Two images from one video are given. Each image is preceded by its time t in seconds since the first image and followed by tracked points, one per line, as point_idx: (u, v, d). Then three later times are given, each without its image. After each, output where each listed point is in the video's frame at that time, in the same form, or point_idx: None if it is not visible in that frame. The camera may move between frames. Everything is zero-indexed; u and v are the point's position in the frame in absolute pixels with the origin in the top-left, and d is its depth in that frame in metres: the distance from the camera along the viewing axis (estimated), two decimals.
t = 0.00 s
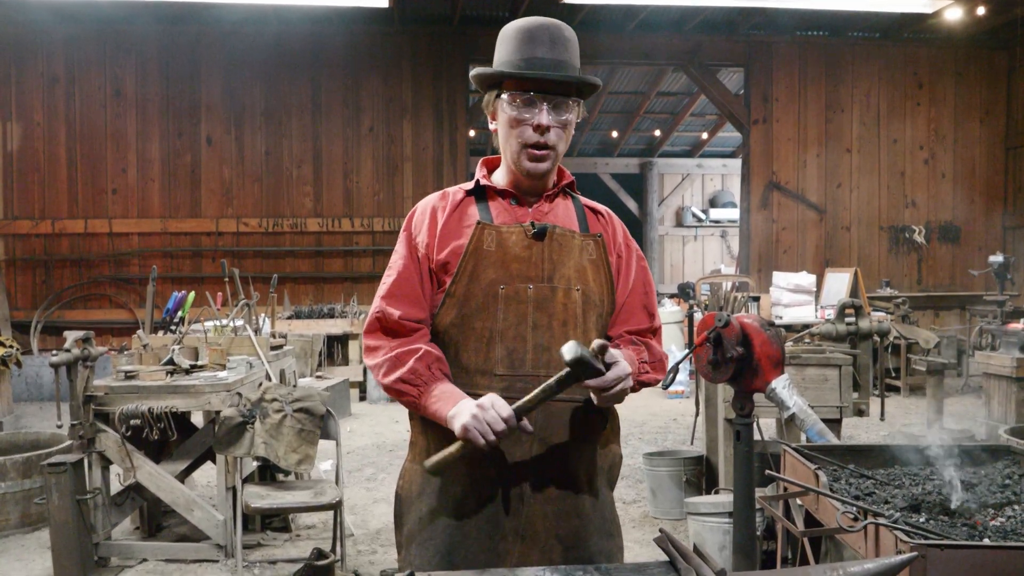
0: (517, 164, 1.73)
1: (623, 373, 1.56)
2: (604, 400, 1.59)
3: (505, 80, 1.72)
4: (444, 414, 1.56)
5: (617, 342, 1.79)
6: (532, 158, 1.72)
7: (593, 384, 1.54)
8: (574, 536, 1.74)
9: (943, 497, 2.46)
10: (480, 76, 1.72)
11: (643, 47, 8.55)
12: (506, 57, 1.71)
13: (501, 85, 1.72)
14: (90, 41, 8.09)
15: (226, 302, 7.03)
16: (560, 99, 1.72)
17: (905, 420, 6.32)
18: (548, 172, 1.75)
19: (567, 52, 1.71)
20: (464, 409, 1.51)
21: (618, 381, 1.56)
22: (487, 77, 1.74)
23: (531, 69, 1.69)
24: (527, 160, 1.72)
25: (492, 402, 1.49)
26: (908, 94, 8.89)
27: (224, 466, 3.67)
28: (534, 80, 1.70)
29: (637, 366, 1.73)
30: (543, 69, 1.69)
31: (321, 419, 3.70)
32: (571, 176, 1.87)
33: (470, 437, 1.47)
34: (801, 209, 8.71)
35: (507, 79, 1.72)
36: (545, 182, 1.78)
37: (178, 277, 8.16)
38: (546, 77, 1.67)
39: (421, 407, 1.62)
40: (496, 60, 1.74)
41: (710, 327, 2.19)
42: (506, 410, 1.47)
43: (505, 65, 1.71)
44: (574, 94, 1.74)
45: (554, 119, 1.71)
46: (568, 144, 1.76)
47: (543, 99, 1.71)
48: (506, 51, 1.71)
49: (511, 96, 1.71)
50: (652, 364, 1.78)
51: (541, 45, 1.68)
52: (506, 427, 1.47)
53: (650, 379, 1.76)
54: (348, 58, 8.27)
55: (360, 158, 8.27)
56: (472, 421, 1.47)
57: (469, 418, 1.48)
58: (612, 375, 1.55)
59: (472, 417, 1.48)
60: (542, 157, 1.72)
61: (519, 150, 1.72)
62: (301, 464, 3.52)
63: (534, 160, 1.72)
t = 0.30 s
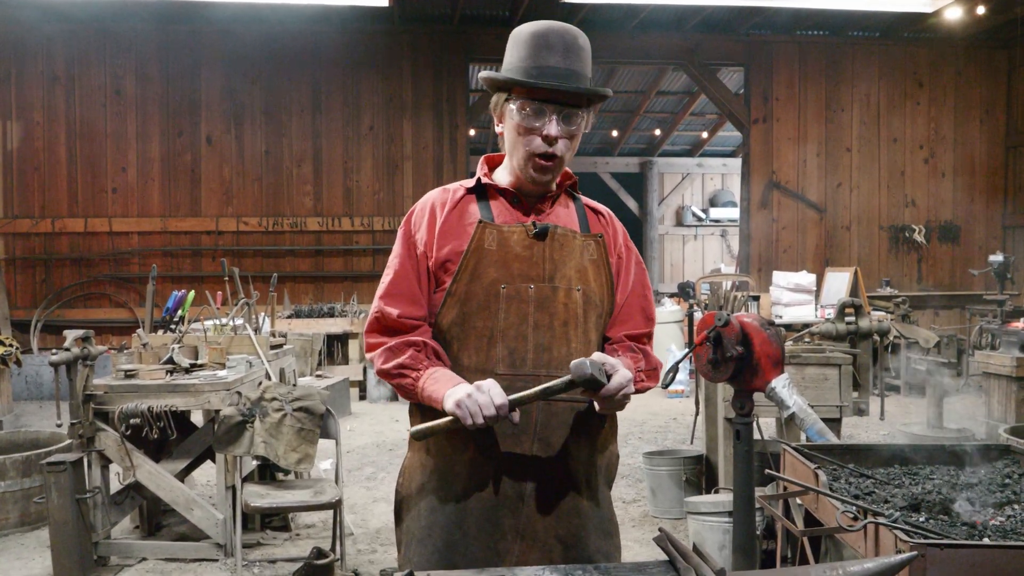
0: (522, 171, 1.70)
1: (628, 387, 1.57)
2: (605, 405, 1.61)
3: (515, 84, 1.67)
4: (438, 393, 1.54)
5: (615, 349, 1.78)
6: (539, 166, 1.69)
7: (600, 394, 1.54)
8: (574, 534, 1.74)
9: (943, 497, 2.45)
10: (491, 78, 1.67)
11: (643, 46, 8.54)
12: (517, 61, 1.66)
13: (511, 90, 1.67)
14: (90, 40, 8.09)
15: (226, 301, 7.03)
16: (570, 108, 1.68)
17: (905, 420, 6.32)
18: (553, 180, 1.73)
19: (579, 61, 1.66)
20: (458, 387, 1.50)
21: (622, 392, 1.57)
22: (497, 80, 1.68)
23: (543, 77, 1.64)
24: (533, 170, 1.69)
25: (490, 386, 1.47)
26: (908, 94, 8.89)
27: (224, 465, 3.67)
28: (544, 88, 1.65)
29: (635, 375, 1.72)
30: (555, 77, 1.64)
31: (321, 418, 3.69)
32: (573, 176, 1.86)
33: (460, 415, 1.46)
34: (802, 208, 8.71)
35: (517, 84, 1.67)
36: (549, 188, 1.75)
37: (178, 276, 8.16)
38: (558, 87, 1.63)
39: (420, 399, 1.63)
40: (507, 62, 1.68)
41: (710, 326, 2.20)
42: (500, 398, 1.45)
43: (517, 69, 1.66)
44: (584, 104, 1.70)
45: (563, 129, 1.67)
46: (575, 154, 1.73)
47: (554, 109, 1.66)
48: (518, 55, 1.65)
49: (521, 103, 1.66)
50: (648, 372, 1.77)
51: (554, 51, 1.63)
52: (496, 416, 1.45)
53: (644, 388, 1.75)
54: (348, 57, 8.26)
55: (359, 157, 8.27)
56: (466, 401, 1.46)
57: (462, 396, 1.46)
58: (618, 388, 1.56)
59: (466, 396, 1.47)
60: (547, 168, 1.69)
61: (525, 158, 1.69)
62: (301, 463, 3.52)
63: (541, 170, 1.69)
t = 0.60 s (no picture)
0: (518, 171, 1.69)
1: (621, 392, 1.57)
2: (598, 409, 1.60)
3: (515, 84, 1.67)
4: (428, 394, 1.54)
5: (612, 350, 1.78)
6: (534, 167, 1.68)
7: (593, 400, 1.54)
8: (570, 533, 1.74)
9: (942, 496, 2.45)
10: (491, 77, 1.67)
11: (642, 45, 8.54)
12: (516, 60, 1.66)
13: (510, 90, 1.66)
14: (89, 39, 8.08)
15: (226, 300, 7.02)
16: (568, 109, 1.66)
17: (903, 419, 6.33)
18: (550, 181, 1.72)
19: (580, 63, 1.65)
20: (451, 392, 1.49)
21: (615, 397, 1.56)
22: (497, 79, 1.67)
23: (542, 78, 1.63)
24: (528, 172, 1.70)
25: (484, 394, 1.46)
26: (908, 93, 8.89)
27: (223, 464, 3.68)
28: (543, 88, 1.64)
29: (630, 376, 1.72)
30: (555, 79, 1.63)
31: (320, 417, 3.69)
32: (575, 175, 1.85)
33: (454, 423, 1.45)
34: (801, 207, 8.72)
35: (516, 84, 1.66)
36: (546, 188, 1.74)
37: (177, 275, 8.16)
38: (556, 88, 1.61)
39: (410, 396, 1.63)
40: (508, 62, 1.67)
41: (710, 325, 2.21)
42: (496, 406, 1.45)
43: (516, 70, 1.65)
44: (583, 107, 1.69)
45: (559, 130, 1.65)
46: (573, 156, 1.72)
47: (552, 110, 1.65)
48: (518, 55, 1.64)
49: (519, 103, 1.65)
50: (645, 373, 1.76)
51: (554, 52, 1.62)
52: (490, 423, 1.45)
53: (642, 389, 1.75)
54: (347, 55, 8.26)
55: (359, 157, 8.27)
56: (462, 409, 1.44)
57: (458, 405, 1.44)
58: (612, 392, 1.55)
59: (460, 404, 1.45)
60: (545, 171, 1.70)
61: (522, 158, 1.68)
62: (300, 463, 3.52)
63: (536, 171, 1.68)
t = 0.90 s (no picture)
0: (513, 170, 1.69)
1: (615, 390, 1.56)
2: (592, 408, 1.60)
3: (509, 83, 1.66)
4: (422, 392, 1.53)
5: (609, 350, 1.78)
6: (529, 166, 1.68)
7: (586, 397, 1.54)
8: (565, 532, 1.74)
9: (938, 496, 2.45)
10: (486, 76, 1.67)
11: (639, 45, 8.54)
12: (511, 59, 1.65)
13: (504, 90, 1.66)
14: (85, 38, 8.07)
15: (223, 299, 7.01)
16: (563, 109, 1.65)
17: (900, 418, 6.33)
18: (545, 180, 1.72)
19: (574, 61, 1.64)
20: (444, 389, 1.49)
21: (609, 395, 1.56)
22: (491, 78, 1.67)
23: (536, 78, 1.62)
24: (523, 171, 1.69)
25: (476, 391, 1.46)
26: (906, 93, 8.90)
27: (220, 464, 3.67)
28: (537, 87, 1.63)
29: (627, 375, 1.72)
30: (549, 78, 1.62)
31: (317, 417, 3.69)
32: (571, 174, 1.85)
33: (447, 420, 1.45)
34: (799, 207, 8.72)
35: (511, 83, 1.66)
36: (542, 187, 1.74)
37: (174, 274, 8.15)
38: (550, 87, 1.61)
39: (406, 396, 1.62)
40: (502, 61, 1.67)
41: (706, 325, 2.26)
42: (487, 403, 1.46)
43: (510, 69, 1.65)
44: (578, 104, 1.68)
45: (554, 130, 1.65)
46: (568, 154, 1.71)
47: (546, 109, 1.65)
48: (513, 54, 1.64)
49: (513, 103, 1.65)
50: (643, 373, 1.76)
51: (548, 51, 1.61)
52: (483, 419, 1.46)
53: (640, 389, 1.74)
54: (344, 54, 8.25)
55: (357, 156, 8.26)
56: (453, 407, 1.44)
57: (449, 402, 1.44)
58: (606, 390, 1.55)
59: (452, 400, 1.45)
60: (539, 170, 1.70)
61: (517, 157, 1.68)
62: (297, 462, 3.52)
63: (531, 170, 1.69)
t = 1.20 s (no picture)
0: (508, 171, 1.70)
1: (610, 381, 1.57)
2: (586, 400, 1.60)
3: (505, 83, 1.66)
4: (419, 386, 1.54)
5: (606, 346, 1.77)
6: (525, 167, 1.69)
7: (581, 391, 1.54)
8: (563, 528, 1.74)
9: (937, 494, 2.44)
10: (480, 76, 1.67)
11: (637, 42, 8.53)
12: (506, 59, 1.65)
13: (498, 90, 1.66)
14: (85, 36, 8.06)
15: (222, 298, 7.01)
16: (557, 109, 1.65)
17: (899, 416, 6.34)
18: (541, 179, 1.72)
19: (568, 61, 1.63)
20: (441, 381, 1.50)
21: (604, 387, 1.57)
22: (486, 79, 1.67)
23: (530, 79, 1.62)
24: (519, 170, 1.69)
25: (472, 381, 1.47)
26: (905, 91, 8.89)
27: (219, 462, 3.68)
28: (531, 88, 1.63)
29: (623, 368, 1.71)
30: (542, 79, 1.62)
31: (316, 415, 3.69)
32: (569, 173, 1.84)
33: (442, 411, 1.45)
34: (799, 206, 8.72)
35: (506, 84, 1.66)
36: (538, 187, 1.75)
37: (173, 273, 8.14)
38: (544, 89, 1.61)
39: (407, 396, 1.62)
40: (497, 61, 1.66)
41: (705, 323, 2.28)
42: (483, 395, 1.46)
43: (505, 70, 1.65)
44: (573, 105, 1.67)
45: (548, 131, 1.65)
46: (564, 155, 1.71)
47: (540, 110, 1.64)
48: (507, 55, 1.64)
49: (507, 104, 1.65)
50: (639, 366, 1.75)
51: (541, 51, 1.61)
52: (478, 411, 1.45)
53: (637, 382, 1.74)
54: (343, 52, 8.25)
55: (356, 155, 8.26)
56: (448, 395, 1.45)
57: (444, 390, 1.46)
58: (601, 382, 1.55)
59: (447, 391, 1.46)
60: (535, 168, 1.69)
61: (512, 158, 1.68)
62: (296, 460, 3.52)
63: (527, 171, 1.69)
